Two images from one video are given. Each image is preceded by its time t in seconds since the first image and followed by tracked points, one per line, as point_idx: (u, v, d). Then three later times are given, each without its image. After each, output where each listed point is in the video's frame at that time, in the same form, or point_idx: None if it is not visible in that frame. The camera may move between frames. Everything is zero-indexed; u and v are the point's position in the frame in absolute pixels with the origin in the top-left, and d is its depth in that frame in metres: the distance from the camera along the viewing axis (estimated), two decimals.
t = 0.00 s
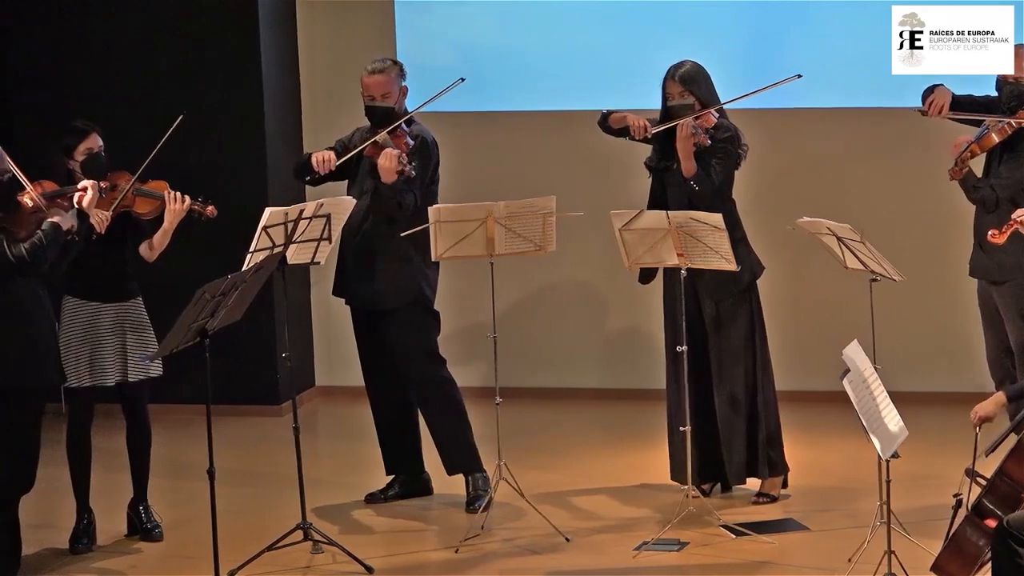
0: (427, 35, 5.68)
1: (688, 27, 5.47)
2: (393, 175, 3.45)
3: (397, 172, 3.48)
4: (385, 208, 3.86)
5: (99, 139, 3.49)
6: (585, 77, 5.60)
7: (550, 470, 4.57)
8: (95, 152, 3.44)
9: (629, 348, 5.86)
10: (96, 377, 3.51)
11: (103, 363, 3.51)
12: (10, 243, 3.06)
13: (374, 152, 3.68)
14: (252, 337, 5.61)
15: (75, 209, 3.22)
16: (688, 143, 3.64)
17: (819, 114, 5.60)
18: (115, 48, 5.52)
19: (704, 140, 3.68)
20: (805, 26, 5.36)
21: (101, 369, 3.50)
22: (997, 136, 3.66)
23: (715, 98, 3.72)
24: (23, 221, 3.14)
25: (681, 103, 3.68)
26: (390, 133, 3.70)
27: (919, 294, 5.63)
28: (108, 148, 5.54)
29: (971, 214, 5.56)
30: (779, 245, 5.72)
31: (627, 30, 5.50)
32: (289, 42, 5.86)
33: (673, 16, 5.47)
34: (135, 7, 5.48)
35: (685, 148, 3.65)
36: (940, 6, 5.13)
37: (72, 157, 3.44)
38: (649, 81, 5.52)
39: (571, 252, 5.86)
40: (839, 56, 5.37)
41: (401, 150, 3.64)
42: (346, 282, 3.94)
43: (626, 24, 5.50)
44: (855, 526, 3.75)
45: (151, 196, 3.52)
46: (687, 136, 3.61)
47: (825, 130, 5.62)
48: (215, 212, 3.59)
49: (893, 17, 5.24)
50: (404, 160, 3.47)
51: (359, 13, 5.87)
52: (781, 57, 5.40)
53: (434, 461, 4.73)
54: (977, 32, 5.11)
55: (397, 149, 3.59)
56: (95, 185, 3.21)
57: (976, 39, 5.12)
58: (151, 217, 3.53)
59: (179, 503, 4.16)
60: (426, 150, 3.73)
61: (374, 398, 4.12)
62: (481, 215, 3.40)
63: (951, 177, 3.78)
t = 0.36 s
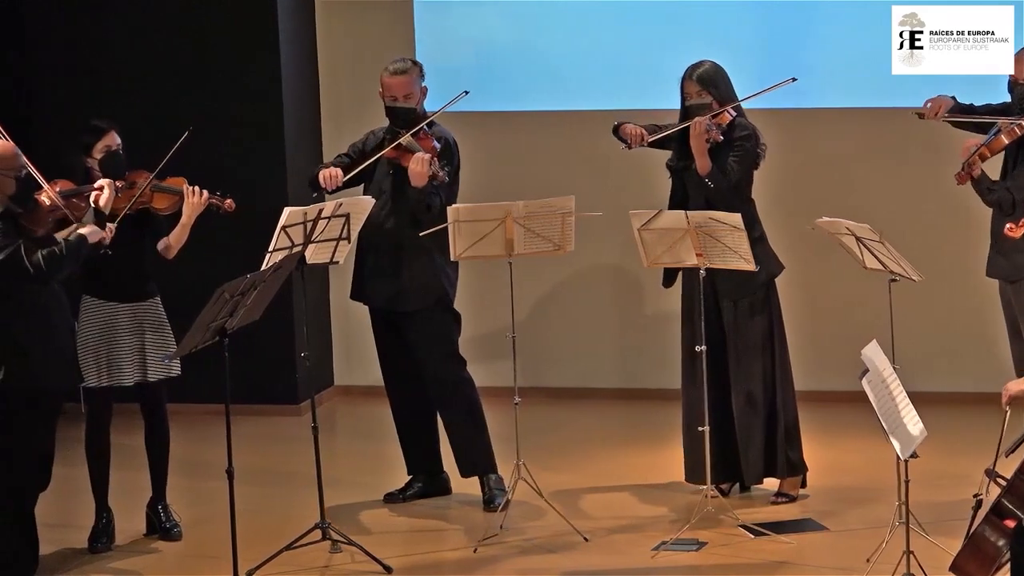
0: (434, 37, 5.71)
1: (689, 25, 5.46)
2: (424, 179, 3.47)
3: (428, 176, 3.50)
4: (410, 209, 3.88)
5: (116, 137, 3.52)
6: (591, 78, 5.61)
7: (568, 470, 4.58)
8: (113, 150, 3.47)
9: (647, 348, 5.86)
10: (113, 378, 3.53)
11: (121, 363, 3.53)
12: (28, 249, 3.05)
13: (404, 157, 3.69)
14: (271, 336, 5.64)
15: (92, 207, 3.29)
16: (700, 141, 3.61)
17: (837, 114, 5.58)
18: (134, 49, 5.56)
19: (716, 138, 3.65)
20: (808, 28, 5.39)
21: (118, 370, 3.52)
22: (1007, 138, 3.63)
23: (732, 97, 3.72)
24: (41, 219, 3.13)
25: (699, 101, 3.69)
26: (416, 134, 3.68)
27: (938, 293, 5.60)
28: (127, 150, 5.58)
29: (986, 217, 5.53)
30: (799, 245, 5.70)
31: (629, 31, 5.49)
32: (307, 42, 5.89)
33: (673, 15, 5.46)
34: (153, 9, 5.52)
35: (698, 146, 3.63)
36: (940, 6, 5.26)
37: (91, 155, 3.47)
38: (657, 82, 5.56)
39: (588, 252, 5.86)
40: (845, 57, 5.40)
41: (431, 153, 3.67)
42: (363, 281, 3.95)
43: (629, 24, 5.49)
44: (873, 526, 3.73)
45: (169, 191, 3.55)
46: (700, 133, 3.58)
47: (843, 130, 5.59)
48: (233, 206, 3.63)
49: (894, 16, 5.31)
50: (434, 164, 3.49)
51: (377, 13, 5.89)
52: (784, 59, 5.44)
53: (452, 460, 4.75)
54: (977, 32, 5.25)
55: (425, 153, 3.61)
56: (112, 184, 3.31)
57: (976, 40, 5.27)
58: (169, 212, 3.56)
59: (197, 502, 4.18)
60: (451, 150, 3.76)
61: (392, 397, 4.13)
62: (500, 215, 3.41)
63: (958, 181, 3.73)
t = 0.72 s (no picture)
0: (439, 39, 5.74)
1: (689, 25, 5.47)
2: (442, 181, 3.47)
3: (446, 179, 3.50)
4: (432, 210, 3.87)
5: (134, 135, 3.54)
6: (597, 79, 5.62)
7: (582, 470, 4.58)
8: (131, 148, 3.50)
9: (665, 347, 5.86)
10: (130, 377, 3.55)
11: (137, 364, 3.55)
12: (50, 254, 3.09)
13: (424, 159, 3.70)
14: (289, 336, 5.67)
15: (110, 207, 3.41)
16: (713, 139, 3.58)
17: (851, 113, 5.57)
18: (151, 51, 5.60)
19: (728, 134, 3.61)
20: (809, 27, 5.39)
21: (136, 369, 3.54)
22: (1011, 144, 3.68)
23: (749, 94, 3.73)
24: (58, 216, 3.17)
25: (715, 101, 3.69)
26: (437, 135, 3.71)
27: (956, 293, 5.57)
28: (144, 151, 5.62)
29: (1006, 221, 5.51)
30: (817, 245, 5.68)
31: (626, 31, 5.50)
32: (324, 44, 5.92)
33: (677, 15, 5.47)
34: (170, 10, 5.55)
35: (712, 145, 3.59)
36: (940, 6, 5.30)
37: (110, 153, 3.50)
38: (659, 81, 5.57)
39: (605, 251, 5.86)
40: (846, 57, 5.41)
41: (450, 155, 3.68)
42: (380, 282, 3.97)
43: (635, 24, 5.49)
44: (891, 526, 3.72)
45: (187, 187, 3.62)
46: (713, 132, 3.54)
47: (861, 130, 5.58)
48: (252, 199, 3.67)
49: (894, 17, 5.33)
50: (452, 166, 3.48)
51: (393, 13, 5.91)
52: (783, 58, 5.44)
53: (469, 460, 4.76)
54: (976, 32, 5.28)
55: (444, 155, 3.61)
56: (129, 184, 3.40)
57: (976, 40, 5.28)
58: (187, 208, 3.63)
59: (213, 502, 4.21)
60: (472, 151, 3.79)
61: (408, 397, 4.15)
62: (517, 214, 3.42)
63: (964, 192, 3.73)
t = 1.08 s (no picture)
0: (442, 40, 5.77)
1: (689, 25, 5.46)
2: (450, 181, 3.48)
3: (454, 178, 3.50)
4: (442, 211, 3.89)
5: (148, 142, 3.53)
6: (600, 79, 5.62)
7: (588, 470, 4.59)
8: (143, 155, 3.49)
9: (673, 347, 5.87)
10: (135, 377, 3.55)
11: (143, 365, 3.55)
12: (59, 261, 3.08)
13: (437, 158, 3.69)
14: (295, 336, 5.68)
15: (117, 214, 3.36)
16: (715, 141, 3.56)
17: (855, 113, 5.56)
18: (157, 51, 5.61)
19: (728, 137, 3.64)
20: (809, 27, 5.39)
21: (141, 369, 3.54)
22: (1010, 147, 3.66)
23: (753, 93, 3.71)
24: (66, 219, 3.20)
25: (719, 103, 3.69)
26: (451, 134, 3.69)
27: (962, 293, 5.57)
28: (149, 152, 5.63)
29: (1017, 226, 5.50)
30: (822, 245, 5.68)
31: (623, 31, 5.51)
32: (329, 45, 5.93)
33: (676, 15, 5.47)
34: (175, 10, 5.56)
35: (714, 148, 3.58)
36: (940, 6, 5.30)
37: (121, 159, 3.49)
38: (660, 81, 5.57)
39: (611, 251, 5.87)
40: (846, 57, 5.40)
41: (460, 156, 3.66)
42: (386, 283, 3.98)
43: (634, 27, 5.50)
44: (897, 526, 3.72)
45: (197, 202, 3.65)
46: (715, 134, 3.53)
47: (867, 130, 5.57)
48: (260, 222, 3.67)
49: (894, 17, 5.33)
50: (461, 166, 3.49)
51: (398, 14, 5.92)
52: (784, 57, 5.45)
53: (475, 461, 4.77)
54: (976, 32, 5.28)
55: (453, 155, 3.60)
56: (137, 191, 3.36)
57: (976, 40, 5.29)
58: (196, 222, 3.66)
59: (219, 502, 4.22)
60: (488, 151, 3.77)
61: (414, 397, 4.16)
62: (523, 214, 3.42)
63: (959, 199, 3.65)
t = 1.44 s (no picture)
0: (445, 41, 5.85)
1: (689, 25, 5.47)
2: (463, 183, 3.50)
3: (468, 181, 3.52)
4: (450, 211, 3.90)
5: (160, 145, 3.53)
6: (600, 79, 5.63)
7: (595, 469, 4.59)
8: (155, 158, 3.49)
9: (680, 347, 5.87)
10: (145, 375, 3.55)
11: (151, 361, 3.55)
12: (73, 265, 3.09)
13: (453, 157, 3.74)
14: (302, 336, 5.69)
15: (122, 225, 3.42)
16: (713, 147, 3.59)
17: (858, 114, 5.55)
18: (161, 52, 5.63)
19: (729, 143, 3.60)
20: (807, 28, 5.41)
21: (151, 366, 3.55)
22: (1014, 142, 3.65)
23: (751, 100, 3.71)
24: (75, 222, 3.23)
25: (723, 105, 3.69)
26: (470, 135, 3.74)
27: (968, 293, 5.55)
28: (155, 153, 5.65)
29: None
30: (829, 246, 5.67)
31: (625, 32, 5.51)
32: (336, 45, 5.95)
33: (674, 14, 5.47)
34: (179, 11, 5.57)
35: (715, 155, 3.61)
36: (940, 7, 5.32)
37: (133, 160, 3.50)
38: (662, 83, 5.59)
39: (617, 252, 5.87)
40: (845, 58, 5.42)
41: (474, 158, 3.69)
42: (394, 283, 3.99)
43: (639, 27, 5.50)
44: (904, 526, 3.72)
45: (208, 209, 3.62)
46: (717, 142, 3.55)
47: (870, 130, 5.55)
48: (271, 234, 3.67)
49: (894, 17, 5.35)
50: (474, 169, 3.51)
51: (402, 15, 5.92)
52: (782, 58, 5.46)
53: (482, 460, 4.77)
54: (977, 32, 5.31)
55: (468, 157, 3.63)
56: (140, 205, 3.44)
57: (976, 40, 5.32)
58: (206, 228, 3.64)
59: (225, 502, 4.22)
60: (507, 152, 3.80)
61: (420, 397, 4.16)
62: (529, 215, 3.42)
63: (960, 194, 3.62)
